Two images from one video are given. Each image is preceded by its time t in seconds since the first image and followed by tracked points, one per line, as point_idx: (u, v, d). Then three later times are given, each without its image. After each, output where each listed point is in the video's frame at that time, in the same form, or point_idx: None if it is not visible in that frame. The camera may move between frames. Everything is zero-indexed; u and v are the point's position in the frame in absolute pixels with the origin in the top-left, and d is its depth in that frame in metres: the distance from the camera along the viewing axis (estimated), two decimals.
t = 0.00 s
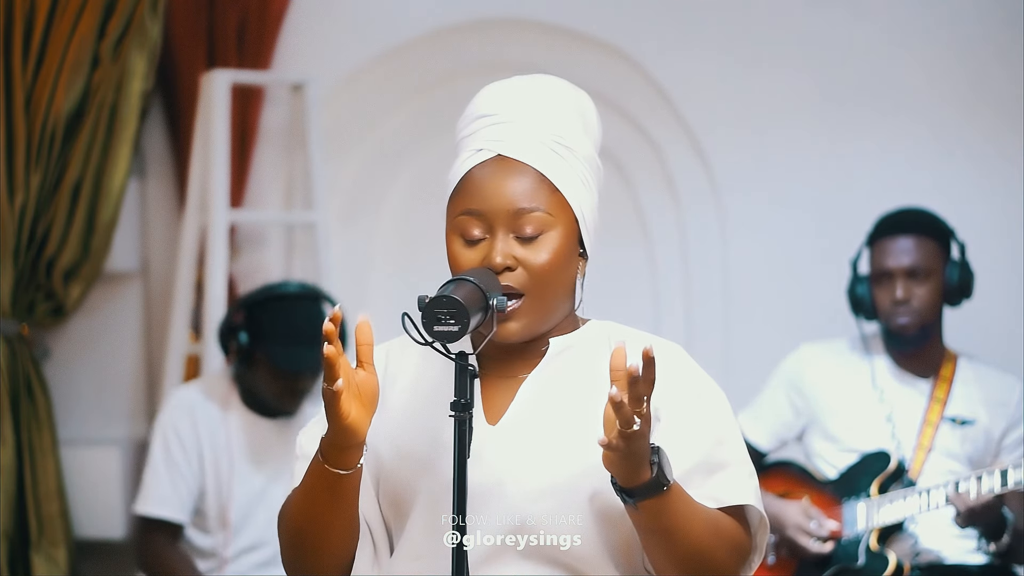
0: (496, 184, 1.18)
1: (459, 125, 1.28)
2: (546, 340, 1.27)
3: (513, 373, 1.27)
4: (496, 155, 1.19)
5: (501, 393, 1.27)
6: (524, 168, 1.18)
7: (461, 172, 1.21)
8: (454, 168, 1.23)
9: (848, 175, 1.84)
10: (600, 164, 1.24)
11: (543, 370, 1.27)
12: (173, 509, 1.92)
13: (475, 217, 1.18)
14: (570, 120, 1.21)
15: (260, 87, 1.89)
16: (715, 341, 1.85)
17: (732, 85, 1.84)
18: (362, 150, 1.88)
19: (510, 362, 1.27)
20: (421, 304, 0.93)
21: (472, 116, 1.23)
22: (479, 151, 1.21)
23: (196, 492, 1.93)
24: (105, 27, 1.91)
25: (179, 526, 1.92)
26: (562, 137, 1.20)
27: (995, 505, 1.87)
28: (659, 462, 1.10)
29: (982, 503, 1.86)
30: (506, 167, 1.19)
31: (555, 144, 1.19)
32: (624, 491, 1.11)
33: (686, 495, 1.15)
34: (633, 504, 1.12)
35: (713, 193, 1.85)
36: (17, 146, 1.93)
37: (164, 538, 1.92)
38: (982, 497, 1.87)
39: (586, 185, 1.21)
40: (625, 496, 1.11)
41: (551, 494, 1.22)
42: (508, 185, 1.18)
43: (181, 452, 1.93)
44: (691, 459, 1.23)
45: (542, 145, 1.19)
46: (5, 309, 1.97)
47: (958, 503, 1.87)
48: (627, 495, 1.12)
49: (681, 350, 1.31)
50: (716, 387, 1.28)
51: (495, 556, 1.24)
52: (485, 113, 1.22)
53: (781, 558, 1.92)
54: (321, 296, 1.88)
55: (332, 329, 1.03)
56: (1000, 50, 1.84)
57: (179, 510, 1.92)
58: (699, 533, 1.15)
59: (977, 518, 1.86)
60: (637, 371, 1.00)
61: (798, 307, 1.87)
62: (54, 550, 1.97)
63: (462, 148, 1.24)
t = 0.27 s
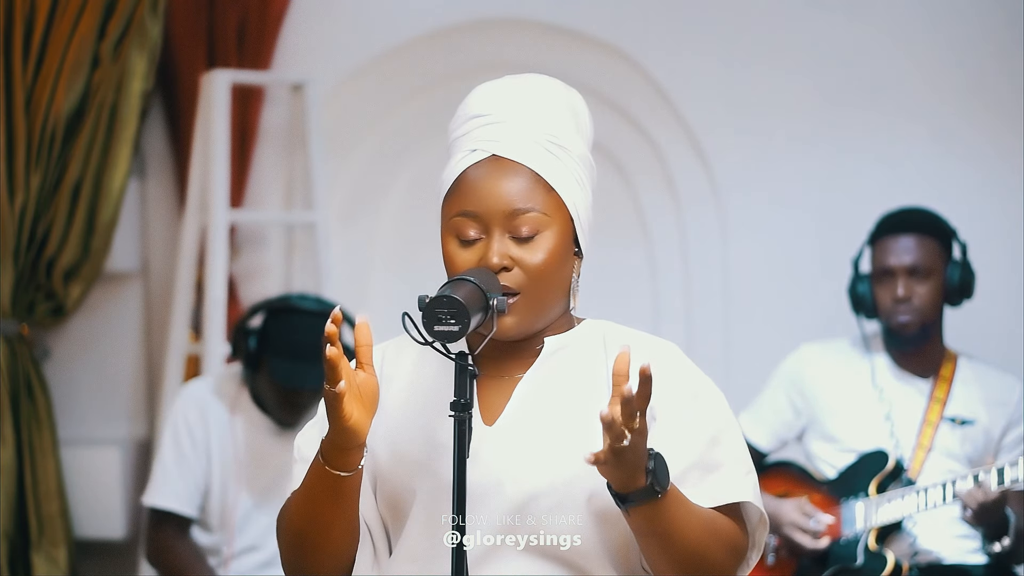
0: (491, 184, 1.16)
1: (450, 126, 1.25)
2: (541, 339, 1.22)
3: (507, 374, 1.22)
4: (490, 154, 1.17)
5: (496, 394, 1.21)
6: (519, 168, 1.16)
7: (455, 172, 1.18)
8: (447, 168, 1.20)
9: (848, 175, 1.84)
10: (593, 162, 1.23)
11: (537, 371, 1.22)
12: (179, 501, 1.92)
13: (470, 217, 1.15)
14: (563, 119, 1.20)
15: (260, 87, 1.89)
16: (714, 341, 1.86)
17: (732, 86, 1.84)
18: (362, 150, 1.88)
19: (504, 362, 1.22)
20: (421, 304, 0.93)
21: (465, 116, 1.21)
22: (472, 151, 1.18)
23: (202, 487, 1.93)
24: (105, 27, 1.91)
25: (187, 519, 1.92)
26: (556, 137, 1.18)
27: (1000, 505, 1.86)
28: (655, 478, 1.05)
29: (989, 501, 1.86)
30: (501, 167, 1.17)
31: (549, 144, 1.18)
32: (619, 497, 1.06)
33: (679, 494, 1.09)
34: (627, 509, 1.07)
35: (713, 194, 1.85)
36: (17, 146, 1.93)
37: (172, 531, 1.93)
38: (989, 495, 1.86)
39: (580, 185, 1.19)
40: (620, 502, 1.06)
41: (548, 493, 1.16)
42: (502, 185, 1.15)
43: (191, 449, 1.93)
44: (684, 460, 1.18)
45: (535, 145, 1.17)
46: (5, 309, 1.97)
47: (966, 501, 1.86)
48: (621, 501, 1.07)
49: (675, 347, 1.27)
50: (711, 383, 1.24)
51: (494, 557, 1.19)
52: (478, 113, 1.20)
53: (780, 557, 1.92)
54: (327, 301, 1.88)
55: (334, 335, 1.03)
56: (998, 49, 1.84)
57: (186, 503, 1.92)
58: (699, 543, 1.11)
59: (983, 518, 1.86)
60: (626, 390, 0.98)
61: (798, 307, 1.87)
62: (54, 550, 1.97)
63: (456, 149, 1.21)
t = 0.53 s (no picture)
0: (490, 184, 1.16)
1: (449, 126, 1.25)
2: (542, 340, 1.22)
3: (508, 374, 1.22)
4: (490, 155, 1.17)
5: (497, 394, 1.21)
6: (517, 168, 1.16)
7: (455, 173, 1.19)
8: (447, 169, 1.20)
9: (847, 175, 1.84)
10: (592, 161, 1.23)
11: (536, 374, 1.21)
12: (178, 502, 1.92)
13: (470, 218, 1.16)
14: (561, 118, 1.20)
15: (261, 87, 1.89)
16: (715, 340, 1.86)
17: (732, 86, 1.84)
18: (362, 150, 1.89)
19: (505, 363, 1.22)
20: (421, 304, 0.93)
21: (462, 117, 1.21)
22: (472, 152, 1.18)
23: (202, 489, 1.93)
24: (105, 27, 1.91)
25: (188, 520, 1.92)
26: (555, 136, 1.18)
27: (1001, 504, 1.86)
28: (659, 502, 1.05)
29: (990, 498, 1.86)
30: (500, 168, 1.17)
31: (548, 144, 1.18)
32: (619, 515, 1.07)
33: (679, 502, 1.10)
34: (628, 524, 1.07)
35: (713, 194, 1.85)
36: (17, 146, 1.93)
37: (173, 533, 1.92)
38: (988, 493, 1.86)
39: (579, 183, 1.19)
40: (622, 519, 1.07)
41: (544, 498, 1.17)
42: (502, 186, 1.16)
43: (189, 450, 1.93)
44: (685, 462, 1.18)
45: (535, 145, 1.17)
46: (5, 309, 1.96)
47: (965, 496, 1.86)
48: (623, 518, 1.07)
49: (674, 345, 1.26)
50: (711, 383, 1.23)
51: (494, 558, 1.19)
52: (476, 114, 1.20)
53: (781, 556, 1.92)
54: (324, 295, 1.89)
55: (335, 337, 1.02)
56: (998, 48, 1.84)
57: (186, 505, 1.92)
58: (691, 540, 1.10)
59: (983, 515, 1.86)
60: (626, 430, 1.00)
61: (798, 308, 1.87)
62: (54, 550, 1.96)
63: (454, 150, 1.21)
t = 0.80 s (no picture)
0: (490, 184, 1.15)
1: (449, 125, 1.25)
2: (541, 340, 1.22)
3: (508, 375, 1.22)
4: (489, 155, 1.17)
5: (496, 395, 1.21)
6: (517, 168, 1.16)
7: (455, 173, 1.18)
8: (446, 169, 1.20)
9: (847, 176, 1.85)
10: (591, 161, 1.23)
11: (535, 373, 1.21)
12: (164, 507, 1.92)
13: (470, 218, 1.15)
14: (561, 118, 1.20)
15: (260, 87, 1.89)
16: (715, 340, 1.86)
17: (733, 86, 1.84)
18: (362, 151, 1.90)
19: (505, 363, 1.22)
20: (421, 304, 0.93)
21: (461, 116, 1.21)
22: (471, 151, 1.18)
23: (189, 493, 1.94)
24: (105, 27, 1.91)
25: (177, 523, 1.93)
26: (554, 136, 1.18)
27: (1001, 504, 1.86)
28: (653, 530, 1.04)
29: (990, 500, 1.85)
30: (499, 167, 1.17)
31: (548, 143, 1.18)
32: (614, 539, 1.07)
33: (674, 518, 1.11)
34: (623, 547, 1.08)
35: (713, 194, 1.86)
36: (17, 146, 1.92)
37: (166, 535, 1.93)
38: (988, 495, 1.85)
39: (578, 183, 1.20)
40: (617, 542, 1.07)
41: (544, 498, 1.16)
42: (502, 185, 1.15)
43: (173, 453, 1.94)
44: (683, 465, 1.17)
45: (535, 145, 1.17)
46: (5, 309, 1.96)
47: (965, 499, 1.86)
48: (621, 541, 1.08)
49: (673, 345, 1.25)
50: (708, 383, 1.23)
51: (494, 558, 1.19)
52: (475, 114, 1.20)
53: (781, 557, 1.94)
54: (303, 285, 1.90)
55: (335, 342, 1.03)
56: (1000, 48, 1.83)
57: (175, 509, 1.93)
58: (688, 547, 1.11)
59: (985, 515, 1.86)
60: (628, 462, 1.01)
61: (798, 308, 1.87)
62: (55, 550, 1.96)
63: (453, 150, 1.21)
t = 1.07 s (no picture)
0: (491, 184, 1.16)
1: (450, 123, 1.25)
2: (543, 339, 1.22)
3: (509, 375, 1.22)
4: (491, 155, 1.17)
5: (497, 396, 1.21)
6: (518, 168, 1.16)
7: (456, 173, 1.18)
8: (447, 169, 1.20)
9: (846, 176, 1.85)
10: (591, 160, 1.23)
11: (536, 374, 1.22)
12: (161, 511, 1.93)
13: (471, 218, 1.16)
14: (561, 118, 1.19)
15: (260, 87, 1.89)
16: (715, 340, 1.84)
17: (733, 85, 1.83)
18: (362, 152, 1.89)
19: (506, 363, 1.22)
20: (421, 303, 0.93)
21: (462, 116, 1.21)
22: (473, 151, 1.18)
23: (184, 496, 1.95)
24: (105, 27, 1.91)
25: (174, 527, 1.93)
26: (555, 136, 1.18)
27: (1002, 506, 1.86)
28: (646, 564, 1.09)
29: (991, 501, 1.86)
30: (501, 168, 1.17)
31: (548, 143, 1.17)
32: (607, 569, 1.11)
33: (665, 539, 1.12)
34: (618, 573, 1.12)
35: (713, 194, 1.85)
36: (17, 148, 1.92)
37: (163, 537, 1.93)
38: (989, 497, 1.87)
39: (579, 184, 1.19)
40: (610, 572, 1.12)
41: (550, 497, 1.19)
42: (502, 186, 1.15)
43: (165, 460, 1.95)
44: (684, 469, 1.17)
45: (535, 145, 1.17)
46: (5, 309, 1.97)
47: (965, 500, 1.88)
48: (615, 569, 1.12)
49: (671, 344, 1.24)
50: (709, 382, 1.22)
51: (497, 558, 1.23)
52: (476, 114, 1.20)
53: (781, 557, 1.95)
54: (278, 280, 1.93)
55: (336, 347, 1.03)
56: (1004, 46, 1.81)
57: (173, 513, 1.93)
58: (680, 558, 1.11)
59: (985, 517, 1.87)
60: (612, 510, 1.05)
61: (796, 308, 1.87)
62: (54, 550, 1.96)
63: (454, 150, 1.21)
